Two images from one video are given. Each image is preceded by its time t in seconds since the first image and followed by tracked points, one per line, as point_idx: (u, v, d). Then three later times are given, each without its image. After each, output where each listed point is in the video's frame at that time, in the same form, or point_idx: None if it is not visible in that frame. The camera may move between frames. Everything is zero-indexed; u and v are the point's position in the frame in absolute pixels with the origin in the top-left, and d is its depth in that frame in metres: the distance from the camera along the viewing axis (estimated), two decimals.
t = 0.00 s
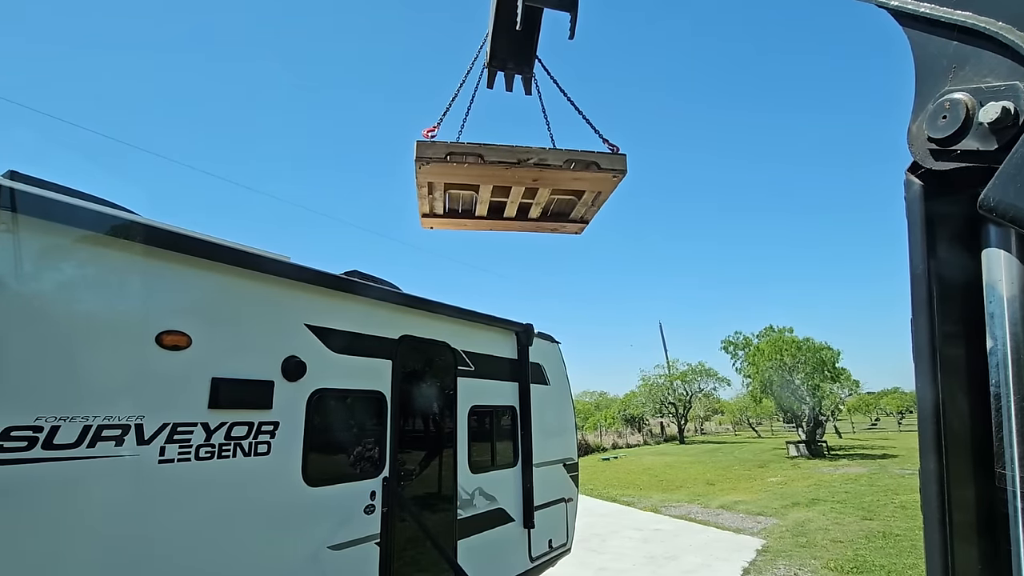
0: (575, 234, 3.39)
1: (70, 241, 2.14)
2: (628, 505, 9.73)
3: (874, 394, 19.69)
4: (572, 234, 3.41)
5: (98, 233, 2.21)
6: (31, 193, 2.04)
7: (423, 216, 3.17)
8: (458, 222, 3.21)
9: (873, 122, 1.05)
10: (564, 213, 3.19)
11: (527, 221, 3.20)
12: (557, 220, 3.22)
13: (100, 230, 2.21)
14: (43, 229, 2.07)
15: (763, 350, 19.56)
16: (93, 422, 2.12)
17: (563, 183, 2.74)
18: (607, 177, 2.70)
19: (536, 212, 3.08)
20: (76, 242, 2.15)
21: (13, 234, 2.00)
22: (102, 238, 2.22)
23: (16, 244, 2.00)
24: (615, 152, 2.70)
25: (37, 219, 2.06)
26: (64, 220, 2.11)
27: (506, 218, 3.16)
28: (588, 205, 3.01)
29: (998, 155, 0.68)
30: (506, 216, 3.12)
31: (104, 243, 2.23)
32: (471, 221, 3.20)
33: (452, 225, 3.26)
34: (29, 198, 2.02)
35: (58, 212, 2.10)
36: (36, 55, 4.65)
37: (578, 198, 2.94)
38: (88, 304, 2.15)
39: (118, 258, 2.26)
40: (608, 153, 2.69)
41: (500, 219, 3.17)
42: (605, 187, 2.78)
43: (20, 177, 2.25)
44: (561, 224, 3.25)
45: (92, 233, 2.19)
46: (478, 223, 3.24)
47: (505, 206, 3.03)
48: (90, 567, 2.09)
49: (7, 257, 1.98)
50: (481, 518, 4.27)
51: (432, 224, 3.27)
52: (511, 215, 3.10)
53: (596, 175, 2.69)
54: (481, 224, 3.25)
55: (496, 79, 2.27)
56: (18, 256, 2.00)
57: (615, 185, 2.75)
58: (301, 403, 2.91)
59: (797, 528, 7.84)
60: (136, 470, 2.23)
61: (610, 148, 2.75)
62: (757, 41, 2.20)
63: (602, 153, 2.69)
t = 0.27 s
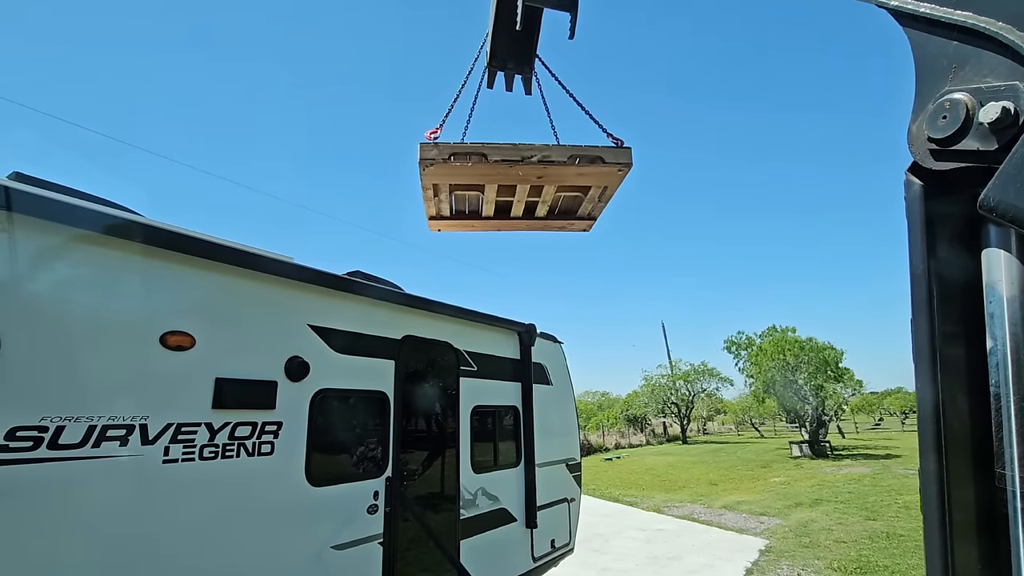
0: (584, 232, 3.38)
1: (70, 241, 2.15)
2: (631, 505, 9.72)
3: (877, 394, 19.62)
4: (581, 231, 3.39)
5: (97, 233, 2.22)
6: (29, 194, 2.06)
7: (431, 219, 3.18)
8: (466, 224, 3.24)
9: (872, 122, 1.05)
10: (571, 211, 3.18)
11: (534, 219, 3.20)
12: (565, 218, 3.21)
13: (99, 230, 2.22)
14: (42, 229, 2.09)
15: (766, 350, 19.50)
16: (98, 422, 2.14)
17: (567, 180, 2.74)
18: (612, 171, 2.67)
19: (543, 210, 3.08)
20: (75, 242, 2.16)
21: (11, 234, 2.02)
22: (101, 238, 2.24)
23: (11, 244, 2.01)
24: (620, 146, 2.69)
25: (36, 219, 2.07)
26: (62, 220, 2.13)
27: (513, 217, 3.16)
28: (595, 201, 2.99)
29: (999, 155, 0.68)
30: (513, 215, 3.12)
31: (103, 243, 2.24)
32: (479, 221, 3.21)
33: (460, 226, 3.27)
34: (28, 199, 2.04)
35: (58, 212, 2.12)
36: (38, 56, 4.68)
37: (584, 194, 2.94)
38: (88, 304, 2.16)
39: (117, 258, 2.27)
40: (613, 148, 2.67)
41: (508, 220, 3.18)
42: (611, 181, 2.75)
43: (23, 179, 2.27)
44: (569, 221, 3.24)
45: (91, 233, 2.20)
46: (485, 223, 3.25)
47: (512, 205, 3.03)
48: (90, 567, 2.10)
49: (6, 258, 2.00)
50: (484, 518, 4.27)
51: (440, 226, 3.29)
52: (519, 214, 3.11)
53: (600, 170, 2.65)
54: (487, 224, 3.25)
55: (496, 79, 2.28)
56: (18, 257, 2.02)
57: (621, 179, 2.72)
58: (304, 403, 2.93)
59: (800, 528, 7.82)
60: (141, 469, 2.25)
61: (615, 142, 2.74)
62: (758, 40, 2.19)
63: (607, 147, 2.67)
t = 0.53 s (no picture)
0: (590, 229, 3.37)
1: (70, 241, 2.15)
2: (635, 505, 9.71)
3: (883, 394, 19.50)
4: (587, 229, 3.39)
5: (96, 232, 2.22)
6: (27, 194, 2.05)
7: (436, 222, 3.19)
8: (471, 225, 3.25)
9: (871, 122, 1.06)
10: (577, 209, 3.18)
11: (540, 219, 3.20)
12: (570, 217, 3.21)
13: (99, 229, 2.22)
14: (41, 229, 2.09)
15: (770, 350, 19.41)
16: (105, 422, 2.17)
17: (571, 178, 2.74)
18: (616, 169, 2.68)
19: (548, 209, 3.09)
20: (74, 242, 2.16)
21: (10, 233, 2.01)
22: (100, 237, 2.23)
23: (5, 242, 1.99)
24: (623, 144, 2.68)
25: (35, 218, 2.07)
26: (61, 219, 2.13)
27: (518, 217, 3.16)
28: (600, 199, 2.99)
29: (998, 155, 0.68)
30: (519, 215, 3.13)
31: (102, 243, 2.24)
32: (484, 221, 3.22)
33: (466, 228, 3.28)
34: (27, 198, 2.04)
35: (57, 212, 2.11)
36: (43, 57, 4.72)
37: (589, 193, 2.94)
38: (89, 304, 2.17)
39: (116, 258, 2.27)
40: (616, 146, 2.67)
41: (512, 220, 3.19)
42: (615, 179, 2.76)
43: (30, 181, 2.29)
44: (574, 220, 3.24)
45: (90, 232, 2.20)
46: (490, 224, 3.25)
47: (517, 206, 3.04)
48: (93, 567, 2.11)
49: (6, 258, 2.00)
50: (488, 518, 4.28)
51: (447, 229, 3.29)
52: (524, 214, 3.12)
53: (605, 168, 2.66)
54: (493, 224, 3.26)
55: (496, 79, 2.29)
56: (18, 257, 2.02)
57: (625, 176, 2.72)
58: (309, 403, 2.94)
59: (805, 529, 7.79)
60: (147, 469, 2.27)
61: (618, 140, 2.74)
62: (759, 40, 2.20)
63: (610, 145, 2.67)
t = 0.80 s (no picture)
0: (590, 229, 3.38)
1: (69, 241, 2.17)
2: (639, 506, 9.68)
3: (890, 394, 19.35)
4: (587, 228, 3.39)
5: (95, 232, 2.23)
6: (25, 194, 2.07)
7: (439, 223, 3.20)
8: (472, 225, 3.25)
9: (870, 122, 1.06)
10: (577, 210, 3.18)
11: (541, 219, 3.21)
12: (570, 217, 3.21)
13: (98, 229, 2.23)
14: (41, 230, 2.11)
15: (775, 350, 19.30)
16: (114, 422, 2.19)
17: (572, 181, 2.75)
18: (616, 173, 2.70)
19: (549, 210, 3.09)
20: (73, 242, 2.18)
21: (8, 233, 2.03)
22: (99, 237, 2.24)
23: None
24: (623, 147, 2.70)
25: (35, 219, 2.09)
26: (60, 219, 2.14)
27: (519, 217, 3.16)
28: (601, 201, 2.99)
29: (997, 155, 0.68)
30: (520, 215, 3.14)
31: (102, 243, 2.25)
32: (485, 222, 3.23)
33: (467, 228, 3.29)
34: (27, 199, 2.05)
35: (56, 212, 2.12)
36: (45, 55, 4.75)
37: (590, 194, 2.94)
38: (89, 304, 2.18)
39: (116, 258, 2.28)
40: (616, 149, 2.68)
41: (513, 219, 3.18)
42: (614, 181, 2.77)
43: (39, 184, 2.33)
44: (575, 220, 3.24)
45: (88, 233, 2.21)
46: (491, 224, 3.26)
47: (518, 207, 3.05)
48: (90, 567, 2.10)
49: (6, 259, 2.02)
50: (493, 518, 4.29)
51: (450, 229, 3.31)
52: (524, 214, 3.12)
53: (605, 171, 2.68)
54: (494, 224, 3.26)
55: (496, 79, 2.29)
56: (18, 258, 2.04)
57: (625, 179, 2.75)
58: (314, 403, 2.97)
59: (810, 529, 7.76)
60: (155, 469, 2.29)
61: (618, 143, 2.75)
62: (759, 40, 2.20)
63: (610, 148, 2.68)
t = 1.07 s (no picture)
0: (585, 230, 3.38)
1: (68, 241, 2.15)
2: (644, 506, 9.66)
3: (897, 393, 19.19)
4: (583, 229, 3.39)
5: (95, 231, 2.22)
6: (24, 194, 2.06)
7: (435, 223, 3.20)
8: (469, 225, 3.25)
9: (870, 121, 1.06)
10: (572, 211, 3.18)
11: (536, 221, 3.21)
12: (566, 218, 3.21)
13: (98, 229, 2.22)
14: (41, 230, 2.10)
15: (781, 349, 19.20)
16: (123, 422, 2.21)
17: (568, 186, 2.77)
18: (612, 178, 2.71)
19: (545, 212, 3.10)
20: (73, 242, 2.17)
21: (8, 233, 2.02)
22: (99, 237, 2.23)
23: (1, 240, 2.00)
24: (619, 153, 2.71)
25: (35, 218, 2.08)
26: (60, 219, 2.13)
27: (515, 219, 3.16)
28: (596, 204, 3.01)
29: (996, 155, 0.68)
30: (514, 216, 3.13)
31: (102, 242, 2.24)
32: (482, 223, 3.23)
33: (464, 228, 3.29)
34: (27, 199, 2.05)
35: (55, 211, 2.11)
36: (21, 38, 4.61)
37: (585, 198, 2.95)
38: (90, 304, 2.18)
39: (116, 258, 2.28)
40: (612, 155, 2.70)
41: (510, 220, 3.16)
42: (610, 187, 2.78)
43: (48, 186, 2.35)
44: (570, 222, 3.25)
45: (88, 232, 2.20)
46: (488, 225, 3.26)
47: (514, 209, 3.05)
48: (94, 567, 2.11)
49: (6, 259, 2.01)
50: (499, 518, 4.30)
51: (445, 229, 3.30)
52: (520, 217, 3.13)
53: (601, 177, 2.69)
54: (491, 225, 3.26)
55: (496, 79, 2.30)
56: (19, 259, 2.04)
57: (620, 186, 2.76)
58: (320, 403, 2.99)
59: (817, 529, 7.72)
60: (164, 468, 2.32)
61: (614, 149, 2.76)
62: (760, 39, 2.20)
63: (606, 155, 2.70)
